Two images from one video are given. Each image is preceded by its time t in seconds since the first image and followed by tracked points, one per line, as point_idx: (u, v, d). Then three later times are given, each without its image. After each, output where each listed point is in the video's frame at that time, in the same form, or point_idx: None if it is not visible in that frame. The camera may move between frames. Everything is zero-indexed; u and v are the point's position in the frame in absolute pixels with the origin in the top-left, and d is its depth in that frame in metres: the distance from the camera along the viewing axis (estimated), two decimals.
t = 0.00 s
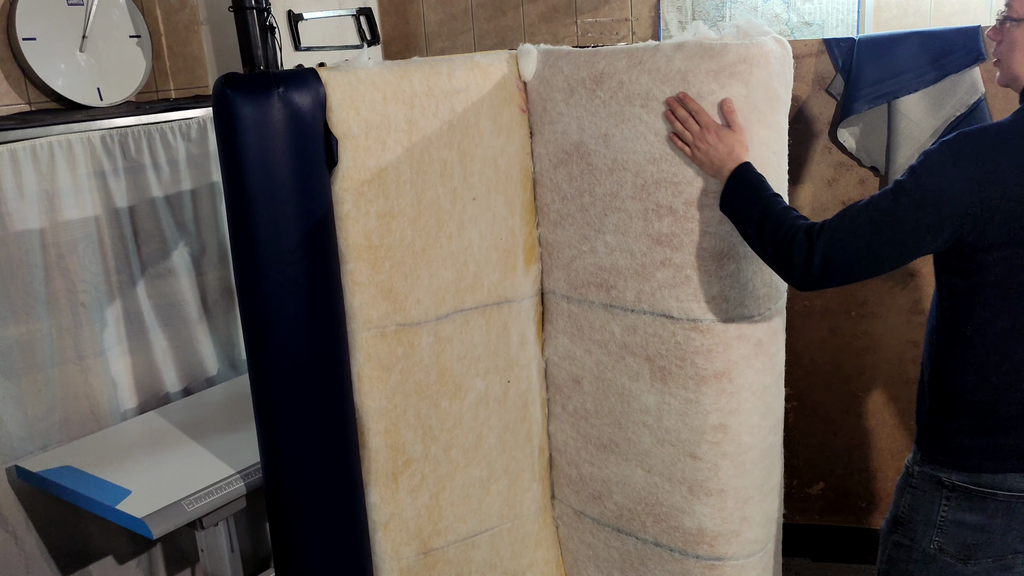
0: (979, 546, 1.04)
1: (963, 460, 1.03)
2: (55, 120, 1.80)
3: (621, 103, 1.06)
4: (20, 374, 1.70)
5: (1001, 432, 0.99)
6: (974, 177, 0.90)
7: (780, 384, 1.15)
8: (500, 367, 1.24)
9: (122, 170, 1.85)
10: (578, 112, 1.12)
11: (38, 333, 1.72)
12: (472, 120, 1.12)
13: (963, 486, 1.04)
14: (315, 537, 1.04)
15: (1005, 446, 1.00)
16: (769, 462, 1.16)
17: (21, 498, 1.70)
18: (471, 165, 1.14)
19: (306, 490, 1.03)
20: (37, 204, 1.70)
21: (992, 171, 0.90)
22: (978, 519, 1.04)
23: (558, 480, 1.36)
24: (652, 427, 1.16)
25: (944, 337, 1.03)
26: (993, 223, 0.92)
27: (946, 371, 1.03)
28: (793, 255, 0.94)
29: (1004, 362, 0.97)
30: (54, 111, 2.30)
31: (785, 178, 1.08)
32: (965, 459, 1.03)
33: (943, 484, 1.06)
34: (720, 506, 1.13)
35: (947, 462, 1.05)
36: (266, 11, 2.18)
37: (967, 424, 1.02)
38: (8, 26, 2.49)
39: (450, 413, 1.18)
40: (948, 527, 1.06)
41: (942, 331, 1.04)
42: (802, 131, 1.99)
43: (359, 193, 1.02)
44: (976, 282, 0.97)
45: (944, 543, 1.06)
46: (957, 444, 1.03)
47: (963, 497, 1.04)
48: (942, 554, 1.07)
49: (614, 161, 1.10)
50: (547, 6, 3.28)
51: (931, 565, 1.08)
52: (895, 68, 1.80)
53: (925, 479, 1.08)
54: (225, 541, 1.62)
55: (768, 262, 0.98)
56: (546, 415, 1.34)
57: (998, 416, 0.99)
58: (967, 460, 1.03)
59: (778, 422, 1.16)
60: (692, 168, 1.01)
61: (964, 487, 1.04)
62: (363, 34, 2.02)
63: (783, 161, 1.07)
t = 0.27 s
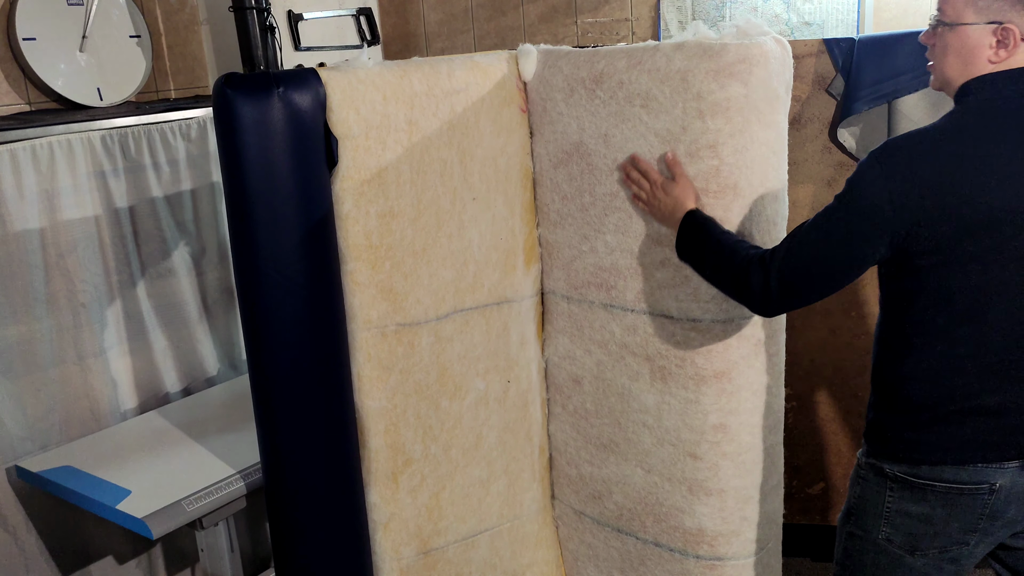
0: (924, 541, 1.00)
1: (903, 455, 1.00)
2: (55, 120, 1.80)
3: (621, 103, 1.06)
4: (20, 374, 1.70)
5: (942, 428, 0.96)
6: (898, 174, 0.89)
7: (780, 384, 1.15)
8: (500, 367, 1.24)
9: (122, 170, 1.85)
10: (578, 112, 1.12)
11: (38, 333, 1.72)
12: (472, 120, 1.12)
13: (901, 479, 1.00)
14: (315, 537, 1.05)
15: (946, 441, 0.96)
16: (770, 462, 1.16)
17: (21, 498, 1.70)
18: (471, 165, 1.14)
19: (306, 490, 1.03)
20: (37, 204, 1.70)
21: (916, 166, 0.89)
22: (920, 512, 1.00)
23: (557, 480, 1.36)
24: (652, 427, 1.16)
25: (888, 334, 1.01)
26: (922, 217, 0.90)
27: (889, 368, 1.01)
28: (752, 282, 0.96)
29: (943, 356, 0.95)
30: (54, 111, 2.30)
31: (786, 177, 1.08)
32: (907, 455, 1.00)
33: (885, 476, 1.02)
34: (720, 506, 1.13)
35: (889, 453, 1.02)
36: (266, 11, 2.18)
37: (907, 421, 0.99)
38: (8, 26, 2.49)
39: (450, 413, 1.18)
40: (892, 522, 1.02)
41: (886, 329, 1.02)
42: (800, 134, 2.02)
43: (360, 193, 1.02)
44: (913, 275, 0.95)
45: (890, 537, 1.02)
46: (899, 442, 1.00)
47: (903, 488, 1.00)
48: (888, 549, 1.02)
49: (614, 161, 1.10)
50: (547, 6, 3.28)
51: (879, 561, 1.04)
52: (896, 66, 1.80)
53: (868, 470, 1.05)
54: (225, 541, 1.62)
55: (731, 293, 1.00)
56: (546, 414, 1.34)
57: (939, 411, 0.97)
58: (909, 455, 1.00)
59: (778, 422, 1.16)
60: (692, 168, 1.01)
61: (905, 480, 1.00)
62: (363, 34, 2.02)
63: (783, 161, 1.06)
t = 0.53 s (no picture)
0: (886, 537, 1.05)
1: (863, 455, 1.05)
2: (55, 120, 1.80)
3: (621, 103, 1.06)
4: (20, 374, 1.70)
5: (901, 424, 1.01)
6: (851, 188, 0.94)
7: (780, 384, 1.15)
8: (500, 367, 1.24)
9: (122, 170, 1.85)
10: (578, 112, 1.12)
11: (38, 333, 1.72)
12: (472, 120, 1.12)
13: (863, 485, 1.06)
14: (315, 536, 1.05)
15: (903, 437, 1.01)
16: (770, 462, 1.16)
17: (21, 498, 1.70)
18: (471, 165, 1.14)
19: (306, 490, 1.03)
20: (37, 205, 1.70)
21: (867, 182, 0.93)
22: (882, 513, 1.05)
23: (557, 480, 1.36)
24: (652, 427, 1.16)
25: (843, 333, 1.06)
26: (870, 224, 0.94)
27: (849, 367, 1.05)
28: (744, 348, 1.00)
29: (898, 356, 1.00)
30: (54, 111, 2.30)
31: (785, 178, 1.08)
32: (865, 455, 1.05)
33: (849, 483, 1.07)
34: (720, 506, 1.13)
35: (847, 450, 1.07)
36: (266, 11, 2.18)
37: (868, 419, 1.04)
38: (8, 26, 2.49)
39: (450, 413, 1.18)
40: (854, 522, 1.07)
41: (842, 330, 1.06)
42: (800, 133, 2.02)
43: (360, 193, 1.02)
44: (868, 282, 0.99)
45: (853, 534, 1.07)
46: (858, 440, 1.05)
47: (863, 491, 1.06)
48: (852, 545, 1.08)
49: (614, 161, 1.10)
50: (547, 6, 3.28)
51: (848, 558, 1.09)
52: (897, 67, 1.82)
53: (828, 468, 1.10)
54: (225, 541, 1.62)
55: (731, 375, 1.04)
56: (546, 414, 1.34)
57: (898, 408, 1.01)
58: (867, 457, 1.05)
59: (778, 422, 1.17)
60: (692, 168, 1.01)
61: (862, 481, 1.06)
62: (363, 34, 2.02)
63: (782, 161, 1.07)
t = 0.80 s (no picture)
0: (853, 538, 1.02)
1: (827, 455, 1.03)
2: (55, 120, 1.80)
3: (621, 103, 1.06)
4: (20, 373, 1.70)
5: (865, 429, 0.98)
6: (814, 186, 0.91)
7: (780, 384, 1.15)
8: (500, 367, 1.24)
9: (122, 170, 1.85)
10: (578, 112, 1.12)
11: (38, 333, 1.72)
12: (472, 120, 1.12)
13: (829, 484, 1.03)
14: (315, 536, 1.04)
15: (867, 441, 0.98)
16: (770, 463, 1.16)
17: (21, 498, 1.70)
18: (471, 165, 1.14)
19: (306, 490, 1.03)
20: (37, 205, 1.70)
21: (830, 181, 0.90)
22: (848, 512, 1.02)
23: (557, 480, 1.36)
24: (652, 427, 1.16)
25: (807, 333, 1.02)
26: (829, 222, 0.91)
27: (814, 369, 1.02)
28: (734, 358, 0.99)
29: (860, 357, 0.97)
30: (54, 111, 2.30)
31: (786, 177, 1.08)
32: (829, 454, 1.02)
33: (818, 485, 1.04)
34: (720, 506, 1.14)
35: (813, 449, 1.04)
36: (266, 11, 2.18)
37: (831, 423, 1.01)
38: (8, 26, 2.50)
39: (450, 413, 1.18)
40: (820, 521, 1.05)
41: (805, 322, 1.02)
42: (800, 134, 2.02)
43: (360, 192, 1.02)
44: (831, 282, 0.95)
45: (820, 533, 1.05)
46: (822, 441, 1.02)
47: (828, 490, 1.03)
48: (819, 545, 1.06)
49: (614, 161, 1.10)
50: (547, 6, 3.28)
51: (818, 558, 1.06)
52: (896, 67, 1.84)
53: (795, 467, 1.08)
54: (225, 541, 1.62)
55: (718, 356, 1.00)
56: (546, 414, 1.34)
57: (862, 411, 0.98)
58: (832, 456, 1.02)
59: (779, 422, 1.16)
60: (692, 168, 1.01)
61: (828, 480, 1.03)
62: (363, 34, 2.02)
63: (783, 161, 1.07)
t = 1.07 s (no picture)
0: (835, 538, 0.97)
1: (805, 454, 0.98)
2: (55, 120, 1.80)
3: (621, 103, 1.06)
4: (20, 373, 1.70)
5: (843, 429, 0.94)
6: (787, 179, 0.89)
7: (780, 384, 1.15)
8: (500, 367, 1.24)
9: (122, 170, 1.85)
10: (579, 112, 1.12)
11: (38, 333, 1.72)
12: (472, 120, 1.12)
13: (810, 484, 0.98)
14: (312, 537, 1.04)
15: (846, 442, 0.94)
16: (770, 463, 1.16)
17: (21, 498, 1.70)
18: (471, 164, 1.14)
19: (305, 491, 1.03)
20: (37, 205, 1.70)
21: (803, 174, 0.88)
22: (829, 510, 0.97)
23: (557, 480, 1.36)
24: (652, 427, 1.16)
25: (785, 333, 0.98)
26: (805, 214, 0.88)
27: (793, 370, 0.98)
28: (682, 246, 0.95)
29: (837, 354, 0.93)
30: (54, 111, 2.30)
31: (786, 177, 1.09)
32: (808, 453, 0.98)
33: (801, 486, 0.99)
34: (720, 507, 1.14)
35: (792, 449, 0.99)
36: (266, 11, 2.18)
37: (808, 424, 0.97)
38: (8, 26, 2.50)
39: (450, 413, 1.18)
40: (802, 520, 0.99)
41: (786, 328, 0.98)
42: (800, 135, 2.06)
43: (360, 193, 1.02)
44: (806, 279, 0.92)
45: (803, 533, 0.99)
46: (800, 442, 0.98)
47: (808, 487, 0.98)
48: (802, 547, 1.00)
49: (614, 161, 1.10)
50: (547, 6, 3.29)
51: (802, 560, 1.01)
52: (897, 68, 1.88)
53: (777, 467, 1.02)
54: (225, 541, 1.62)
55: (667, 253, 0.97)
56: (546, 414, 1.34)
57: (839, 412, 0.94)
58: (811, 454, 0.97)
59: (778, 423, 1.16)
60: (692, 168, 1.02)
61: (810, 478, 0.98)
62: (363, 34, 2.02)
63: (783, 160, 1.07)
